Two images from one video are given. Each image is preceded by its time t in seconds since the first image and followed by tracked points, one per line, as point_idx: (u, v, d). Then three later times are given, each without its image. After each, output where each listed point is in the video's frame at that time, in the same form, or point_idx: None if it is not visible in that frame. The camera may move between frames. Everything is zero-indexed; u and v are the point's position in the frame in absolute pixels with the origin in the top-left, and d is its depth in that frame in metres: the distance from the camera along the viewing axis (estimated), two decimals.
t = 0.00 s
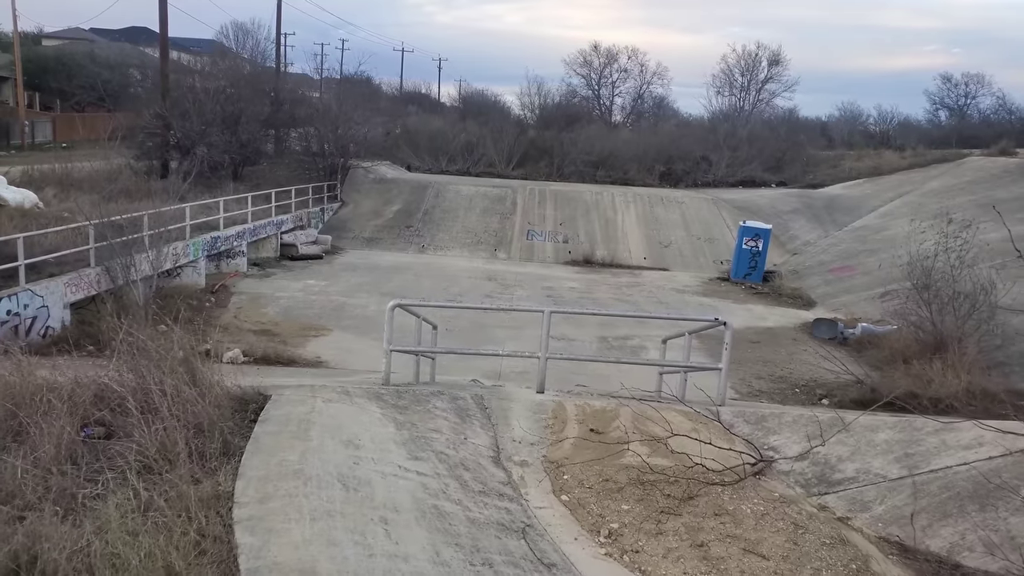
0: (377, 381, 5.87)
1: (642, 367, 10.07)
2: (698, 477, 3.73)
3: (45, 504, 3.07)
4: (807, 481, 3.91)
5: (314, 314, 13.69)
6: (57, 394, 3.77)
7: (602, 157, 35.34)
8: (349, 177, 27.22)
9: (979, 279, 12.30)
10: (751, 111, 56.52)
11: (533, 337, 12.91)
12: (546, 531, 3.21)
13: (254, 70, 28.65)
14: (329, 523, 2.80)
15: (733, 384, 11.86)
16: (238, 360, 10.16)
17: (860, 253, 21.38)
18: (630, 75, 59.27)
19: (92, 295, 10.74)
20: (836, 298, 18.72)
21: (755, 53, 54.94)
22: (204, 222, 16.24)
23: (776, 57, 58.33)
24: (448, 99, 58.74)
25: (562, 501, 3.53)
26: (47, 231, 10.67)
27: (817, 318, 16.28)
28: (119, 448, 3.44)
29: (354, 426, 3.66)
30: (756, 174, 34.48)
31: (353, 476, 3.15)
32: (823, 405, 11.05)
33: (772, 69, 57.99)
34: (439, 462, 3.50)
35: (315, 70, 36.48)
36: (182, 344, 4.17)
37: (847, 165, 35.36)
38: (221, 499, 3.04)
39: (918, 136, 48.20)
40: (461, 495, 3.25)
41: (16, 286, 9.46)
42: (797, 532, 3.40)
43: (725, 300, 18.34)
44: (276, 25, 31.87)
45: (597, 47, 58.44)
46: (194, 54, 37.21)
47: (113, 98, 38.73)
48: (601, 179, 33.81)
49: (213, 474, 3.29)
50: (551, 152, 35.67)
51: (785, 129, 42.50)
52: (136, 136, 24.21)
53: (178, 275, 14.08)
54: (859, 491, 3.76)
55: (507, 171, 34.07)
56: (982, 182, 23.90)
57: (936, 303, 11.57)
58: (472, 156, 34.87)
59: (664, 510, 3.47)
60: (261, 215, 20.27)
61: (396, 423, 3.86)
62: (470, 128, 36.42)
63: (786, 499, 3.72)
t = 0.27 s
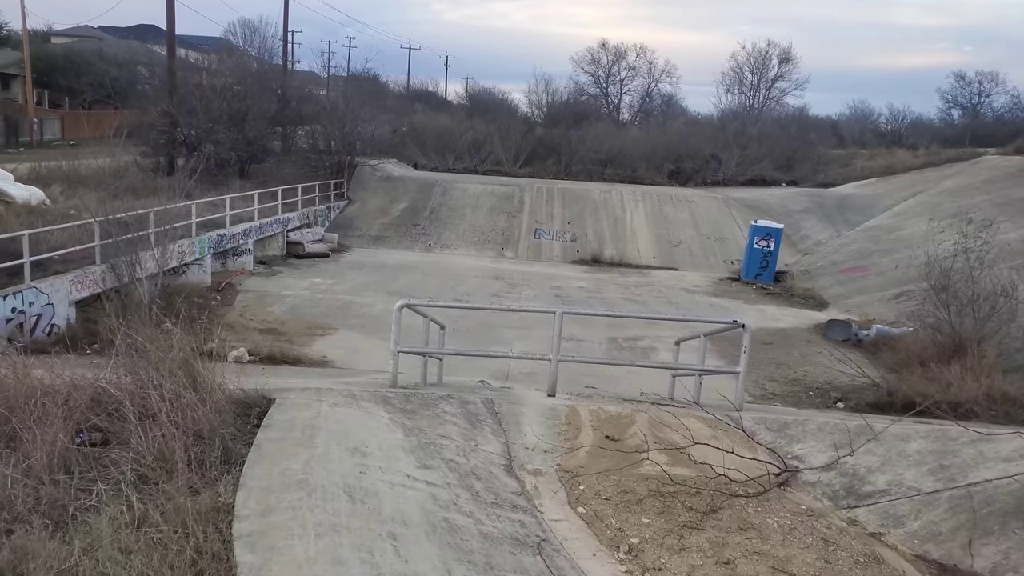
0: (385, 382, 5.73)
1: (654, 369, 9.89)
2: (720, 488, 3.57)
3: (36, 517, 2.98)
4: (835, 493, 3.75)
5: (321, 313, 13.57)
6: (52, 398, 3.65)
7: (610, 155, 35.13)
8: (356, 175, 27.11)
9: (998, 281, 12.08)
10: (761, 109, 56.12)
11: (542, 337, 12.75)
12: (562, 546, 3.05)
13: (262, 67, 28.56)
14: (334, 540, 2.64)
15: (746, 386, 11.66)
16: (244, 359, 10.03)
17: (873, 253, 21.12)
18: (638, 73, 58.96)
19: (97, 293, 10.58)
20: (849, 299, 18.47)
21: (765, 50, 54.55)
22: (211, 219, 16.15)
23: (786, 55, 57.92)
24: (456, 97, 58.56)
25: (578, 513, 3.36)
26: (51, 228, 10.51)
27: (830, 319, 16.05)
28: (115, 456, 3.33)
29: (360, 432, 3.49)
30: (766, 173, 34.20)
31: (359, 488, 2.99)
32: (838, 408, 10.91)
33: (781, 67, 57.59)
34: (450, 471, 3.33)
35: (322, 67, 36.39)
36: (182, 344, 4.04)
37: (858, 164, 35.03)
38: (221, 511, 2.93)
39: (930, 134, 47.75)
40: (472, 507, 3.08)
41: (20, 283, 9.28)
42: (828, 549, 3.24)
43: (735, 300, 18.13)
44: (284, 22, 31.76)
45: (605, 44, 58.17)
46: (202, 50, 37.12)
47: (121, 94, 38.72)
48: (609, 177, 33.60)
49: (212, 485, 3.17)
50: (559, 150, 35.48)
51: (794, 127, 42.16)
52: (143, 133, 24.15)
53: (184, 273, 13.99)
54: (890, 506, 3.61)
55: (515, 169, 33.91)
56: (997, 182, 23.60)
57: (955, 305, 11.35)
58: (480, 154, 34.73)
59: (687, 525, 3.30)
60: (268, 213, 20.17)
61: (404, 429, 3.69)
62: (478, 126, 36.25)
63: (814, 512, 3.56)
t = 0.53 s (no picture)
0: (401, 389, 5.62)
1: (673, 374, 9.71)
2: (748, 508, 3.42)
3: (34, 539, 2.93)
4: (871, 514, 3.59)
5: (337, 314, 13.51)
6: (57, 410, 3.60)
7: (627, 155, 34.87)
8: (372, 175, 27.10)
9: None
10: (780, 108, 55.55)
11: (558, 340, 12.60)
12: (584, 570, 2.90)
13: (279, 68, 28.65)
14: (345, 567, 2.52)
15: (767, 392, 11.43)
16: (260, 361, 9.97)
17: (896, 255, 20.74)
18: (656, 72, 58.59)
19: (114, 294, 10.55)
20: (871, 301, 18.13)
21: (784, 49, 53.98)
22: (227, 220, 16.16)
23: (805, 54, 57.30)
24: (472, 97, 58.52)
25: (601, 534, 3.22)
26: (68, 229, 10.49)
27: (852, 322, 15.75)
28: (119, 473, 3.27)
29: (374, 446, 3.36)
30: (785, 172, 33.79)
31: (372, 508, 2.87)
32: (863, 414, 10.62)
33: (800, 66, 56.98)
34: (467, 487, 3.20)
35: (339, 68, 36.48)
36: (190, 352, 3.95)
37: (880, 164, 34.52)
38: (227, 534, 2.85)
39: (953, 133, 46.99)
40: (490, 527, 2.95)
41: (37, 285, 9.25)
42: None
43: (755, 302, 17.85)
44: (301, 23, 31.85)
45: (622, 43, 57.87)
46: (220, 52, 37.35)
47: (140, 96, 39.02)
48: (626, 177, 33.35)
49: (218, 505, 3.10)
50: (575, 150, 35.29)
51: (814, 126, 41.64)
52: (161, 134, 24.27)
53: (201, 274, 13.99)
54: (932, 528, 3.43)
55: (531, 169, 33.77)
56: None
57: (984, 308, 11.06)
58: (496, 154, 34.63)
59: (715, 547, 3.16)
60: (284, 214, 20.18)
61: (419, 441, 3.56)
62: (493, 126, 36.16)
63: (849, 534, 3.41)
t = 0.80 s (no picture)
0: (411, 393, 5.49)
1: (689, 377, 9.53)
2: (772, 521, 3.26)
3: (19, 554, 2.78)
4: (901, 527, 3.43)
5: (350, 314, 13.44)
6: (50, 417, 3.46)
7: (643, 154, 34.60)
8: (387, 175, 27.07)
9: None
10: (798, 106, 54.96)
11: (573, 341, 12.44)
12: None
13: (294, 67, 28.67)
14: None
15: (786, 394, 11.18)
16: (272, 361, 9.91)
17: (918, 254, 20.35)
18: (672, 71, 58.19)
19: (127, 294, 10.55)
20: (892, 302, 17.77)
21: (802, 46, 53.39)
22: (241, 220, 16.16)
23: (824, 52, 56.64)
24: (487, 97, 58.46)
25: (615, 547, 3.08)
26: (82, 229, 10.50)
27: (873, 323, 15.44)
28: (111, 482, 3.13)
29: (380, 453, 3.25)
30: (803, 171, 33.35)
31: (375, 519, 2.75)
32: (885, 418, 10.35)
33: (819, 64, 56.32)
34: (475, 498, 3.07)
35: (354, 67, 36.53)
36: (189, 357, 3.83)
37: (901, 162, 33.98)
38: (222, 551, 2.71)
39: (976, 131, 46.19)
40: (499, 541, 2.82)
41: (50, 284, 9.27)
42: None
43: (773, 302, 17.57)
44: (317, 23, 31.92)
45: (638, 42, 57.56)
46: (237, 52, 37.57)
47: (157, 96, 39.29)
48: (642, 177, 33.07)
49: (214, 518, 2.96)
50: (591, 149, 35.05)
51: (833, 125, 41.09)
52: (177, 134, 24.39)
53: (214, 274, 13.99)
54: (966, 543, 3.27)
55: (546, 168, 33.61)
56: None
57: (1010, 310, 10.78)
58: (511, 154, 34.51)
59: (736, 563, 3.01)
60: (298, 213, 20.18)
61: (427, 447, 3.43)
62: (509, 125, 36.05)
63: (878, 549, 3.26)
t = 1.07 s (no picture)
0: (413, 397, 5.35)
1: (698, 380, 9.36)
2: (783, 537, 3.10)
3: None
4: (921, 543, 3.25)
5: (356, 314, 13.35)
6: (25, 424, 3.29)
7: (653, 153, 34.37)
8: (395, 174, 26.99)
9: None
10: (809, 105, 54.52)
11: (581, 342, 12.27)
12: None
13: (303, 66, 28.61)
14: None
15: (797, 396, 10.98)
16: (275, 362, 9.82)
17: (932, 254, 20.04)
18: (682, 70, 57.91)
19: (131, 294, 10.57)
20: (906, 303, 17.49)
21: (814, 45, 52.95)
22: (248, 220, 16.11)
23: (836, 50, 56.15)
24: (497, 96, 58.37)
25: (618, 564, 2.94)
26: (86, 229, 10.50)
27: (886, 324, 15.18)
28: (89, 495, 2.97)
29: (373, 463, 3.12)
30: (815, 170, 33.02)
31: (363, 537, 2.63)
32: (898, 422, 10.14)
33: (831, 62, 55.85)
34: (471, 511, 2.93)
35: (363, 67, 36.52)
36: (174, 362, 3.67)
37: (914, 161, 33.58)
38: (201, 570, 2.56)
39: (991, 130, 45.61)
40: (495, 558, 2.68)
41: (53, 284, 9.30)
42: None
43: (784, 303, 17.34)
44: (326, 23, 31.91)
45: (648, 41, 57.31)
46: (246, 52, 37.63)
47: (167, 96, 39.45)
48: (652, 176, 32.85)
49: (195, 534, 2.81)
50: (600, 148, 34.83)
51: (846, 124, 40.70)
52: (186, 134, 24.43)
53: (220, 274, 13.92)
54: (990, 562, 3.09)
55: (555, 168, 33.46)
56: None
57: None
58: (520, 153, 34.34)
59: None
60: (306, 212, 20.13)
61: (423, 457, 3.30)
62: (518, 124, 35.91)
63: (895, 566, 3.10)
